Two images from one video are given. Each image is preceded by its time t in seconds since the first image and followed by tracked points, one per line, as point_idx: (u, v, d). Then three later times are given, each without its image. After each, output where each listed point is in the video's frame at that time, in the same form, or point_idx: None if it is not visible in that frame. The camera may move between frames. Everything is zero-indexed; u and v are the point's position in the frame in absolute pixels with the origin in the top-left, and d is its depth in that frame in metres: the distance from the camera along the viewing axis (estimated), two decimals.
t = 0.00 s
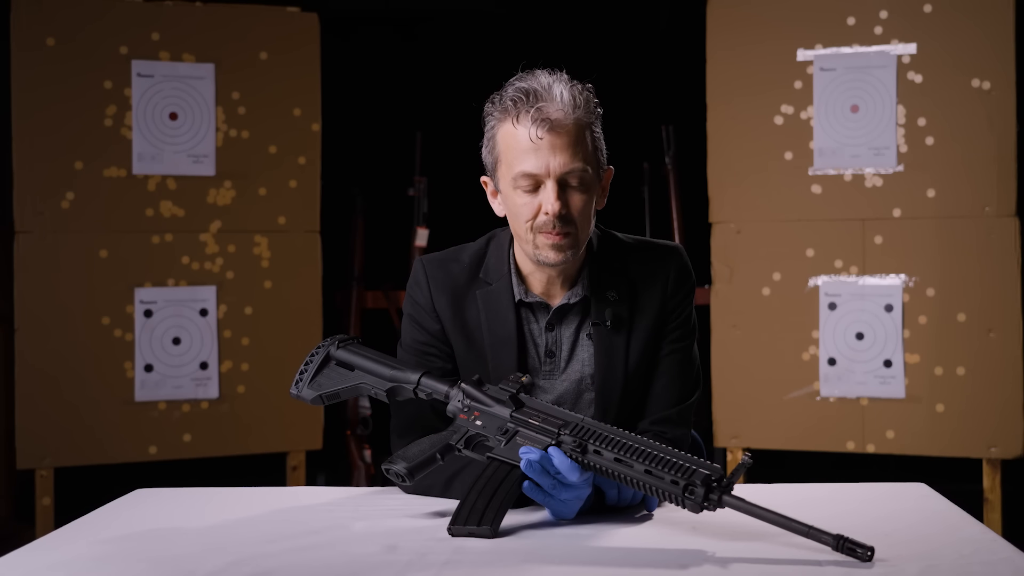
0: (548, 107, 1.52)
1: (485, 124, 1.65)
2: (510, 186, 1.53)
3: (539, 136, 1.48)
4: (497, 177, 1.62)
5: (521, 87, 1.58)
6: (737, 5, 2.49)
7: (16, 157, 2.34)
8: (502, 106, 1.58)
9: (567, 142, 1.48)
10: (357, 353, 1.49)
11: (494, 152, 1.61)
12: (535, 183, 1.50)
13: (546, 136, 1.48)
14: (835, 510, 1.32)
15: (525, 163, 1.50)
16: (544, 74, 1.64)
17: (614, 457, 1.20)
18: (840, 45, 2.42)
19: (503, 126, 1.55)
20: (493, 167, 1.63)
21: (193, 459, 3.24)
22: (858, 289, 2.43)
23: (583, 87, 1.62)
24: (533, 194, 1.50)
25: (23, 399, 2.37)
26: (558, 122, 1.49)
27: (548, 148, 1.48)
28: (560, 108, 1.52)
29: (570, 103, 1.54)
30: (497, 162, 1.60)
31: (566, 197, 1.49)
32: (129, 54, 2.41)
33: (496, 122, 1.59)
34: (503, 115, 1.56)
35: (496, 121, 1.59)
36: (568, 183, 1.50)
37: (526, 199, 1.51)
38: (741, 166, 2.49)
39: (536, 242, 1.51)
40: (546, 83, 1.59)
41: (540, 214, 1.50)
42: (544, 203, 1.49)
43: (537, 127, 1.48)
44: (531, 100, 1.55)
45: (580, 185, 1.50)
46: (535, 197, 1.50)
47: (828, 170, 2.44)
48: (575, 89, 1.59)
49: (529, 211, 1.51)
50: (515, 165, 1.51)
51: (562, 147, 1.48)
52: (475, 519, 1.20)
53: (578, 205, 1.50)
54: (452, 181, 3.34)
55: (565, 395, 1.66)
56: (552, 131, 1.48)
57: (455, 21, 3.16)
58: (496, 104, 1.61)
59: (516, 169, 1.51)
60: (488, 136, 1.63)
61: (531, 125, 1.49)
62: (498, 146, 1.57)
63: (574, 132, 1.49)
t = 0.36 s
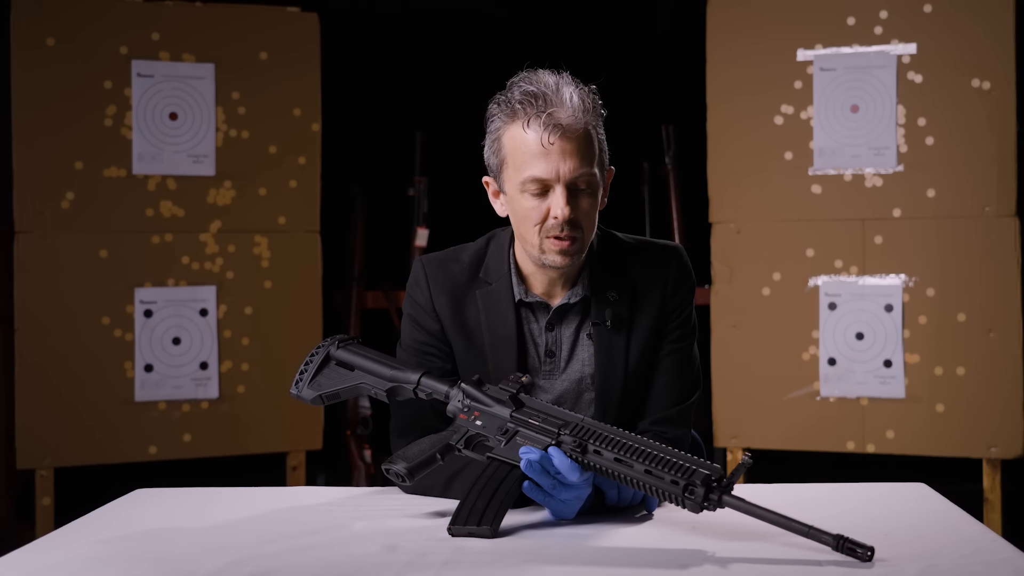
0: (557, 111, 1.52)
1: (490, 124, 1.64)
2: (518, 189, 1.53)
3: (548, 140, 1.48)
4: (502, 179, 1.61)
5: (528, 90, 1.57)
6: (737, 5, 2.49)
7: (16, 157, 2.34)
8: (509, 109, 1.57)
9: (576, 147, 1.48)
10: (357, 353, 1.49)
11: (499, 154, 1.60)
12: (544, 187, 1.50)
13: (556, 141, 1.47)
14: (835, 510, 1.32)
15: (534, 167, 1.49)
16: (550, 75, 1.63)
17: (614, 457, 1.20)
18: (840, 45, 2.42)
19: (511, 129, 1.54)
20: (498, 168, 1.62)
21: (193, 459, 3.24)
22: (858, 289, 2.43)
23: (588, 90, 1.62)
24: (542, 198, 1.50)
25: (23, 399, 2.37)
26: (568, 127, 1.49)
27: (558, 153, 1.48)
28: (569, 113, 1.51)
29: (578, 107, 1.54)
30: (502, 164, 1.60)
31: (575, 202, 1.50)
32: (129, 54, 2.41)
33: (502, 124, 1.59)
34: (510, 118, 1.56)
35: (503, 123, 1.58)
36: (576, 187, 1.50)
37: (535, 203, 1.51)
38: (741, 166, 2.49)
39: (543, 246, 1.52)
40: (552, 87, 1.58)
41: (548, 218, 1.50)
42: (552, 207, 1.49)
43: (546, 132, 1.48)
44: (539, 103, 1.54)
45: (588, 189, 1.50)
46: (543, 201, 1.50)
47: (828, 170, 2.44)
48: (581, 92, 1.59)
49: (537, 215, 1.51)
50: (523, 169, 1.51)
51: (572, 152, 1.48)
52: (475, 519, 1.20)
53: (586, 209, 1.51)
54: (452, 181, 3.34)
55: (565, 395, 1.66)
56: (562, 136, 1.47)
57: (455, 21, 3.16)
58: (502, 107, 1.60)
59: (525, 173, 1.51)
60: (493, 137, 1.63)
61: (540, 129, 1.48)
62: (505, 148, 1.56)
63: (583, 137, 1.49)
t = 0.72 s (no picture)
0: (558, 109, 1.52)
1: (492, 122, 1.64)
2: (518, 186, 1.53)
3: (549, 138, 1.48)
4: (503, 176, 1.61)
5: (530, 88, 1.57)
6: (737, 5, 2.49)
7: (16, 157, 2.33)
8: (510, 106, 1.57)
9: (577, 146, 1.48)
10: (357, 353, 1.49)
11: (499, 151, 1.60)
12: (543, 185, 1.50)
13: (556, 138, 1.48)
14: (835, 511, 1.32)
15: (535, 164, 1.49)
16: (552, 74, 1.63)
17: (614, 457, 1.20)
18: (840, 45, 2.42)
19: (512, 125, 1.54)
20: (499, 165, 1.62)
21: (193, 460, 3.23)
22: (858, 289, 2.43)
23: (591, 89, 1.62)
24: (541, 195, 1.50)
25: (23, 399, 2.37)
26: (569, 125, 1.49)
27: (558, 151, 1.48)
28: (570, 111, 1.51)
29: (580, 106, 1.53)
30: (502, 161, 1.60)
31: (574, 200, 1.50)
32: (129, 54, 2.41)
33: (503, 120, 1.59)
34: (512, 115, 1.55)
35: (504, 120, 1.58)
36: (576, 185, 1.50)
37: (534, 200, 1.51)
38: (741, 166, 2.49)
39: (542, 244, 1.52)
40: (555, 84, 1.58)
41: (547, 215, 1.50)
42: (551, 204, 1.49)
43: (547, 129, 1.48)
44: (541, 101, 1.54)
45: (588, 187, 1.51)
46: (542, 199, 1.50)
47: (828, 170, 2.44)
48: (582, 91, 1.58)
49: (536, 212, 1.51)
50: (524, 166, 1.51)
51: (572, 150, 1.48)
52: (475, 519, 1.20)
53: (585, 207, 1.51)
54: (452, 181, 3.34)
55: (564, 394, 1.66)
56: (563, 134, 1.48)
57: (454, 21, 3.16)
58: (504, 103, 1.60)
59: (525, 170, 1.51)
60: (494, 135, 1.62)
61: (541, 127, 1.49)
62: (506, 145, 1.56)
63: (584, 135, 1.49)
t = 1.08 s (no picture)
0: (556, 118, 1.51)
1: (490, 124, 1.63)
2: (509, 191, 1.53)
3: (542, 148, 1.48)
4: (496, 180, 1.61)
5: (531, 94, 1.56)
6: (737, 5, 2.49)
7: (16, 157, 2.34)
8: (508, 111, 1.56)
9: (570, 158, 1.48)
10: (357, 353, 1.49)
11: (495, 154, 1.60)
12: (533, 193, 1.50)
13: (549, 149, 1.48)
14: (835, 510, 1.32)
15: (526, 171, 1.49)
16: (557, 81, 1.62)
17: (614, 457, 1.20)
18: (840, 45, 2.42)
19: (508, 131, 1.54)
20: (494, 168, 1.62)
21: (193, 459, 3.23)
22: (858, 289, 2.43)
23: (593, 100, 1.60)
24: (530, 203, 1.50)
25: (23, 399, 2.37)
26: (563, 137, 1.48)
27: (550, 162, 1.48)
28: (567, 122, 1.50)
29: (578, 118, 1.52)
30: (497, 165, 1.59)
31: (563, 211, 1.50)
32: (129, 54, 2.41)
33: (500, 125, 1.58)
34: (508, 121, 1.54)
35: (501, 125, 1.57)
36: (566, 196, 1.50)
37: (524, 207, 1.51)
38: (741, 165, 2.49)
39: (528, 251, 1.52)
40: (556, 94, 1.56)
41: (535, 223, 1.50)
42: (540, 212, 1.49)
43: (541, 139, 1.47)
44: (539, 110, 1.52)
45: (578, 199, 1.50)
46: (532, 207, 1.50)
47: (828, 170, 2.44)
48: (584, 102, 1.57)
49: (525, 219, 1.51)
50: (516, 171, 1.51)
51: (565, 162, 1.48)
52: (475, 519, 1.20)
53: (574, 218, 1.51)
54: (452, 181, 3.34)
55: (561, 394, 1.66)
56: (557, 146, 1.47)
57: (455, 20, 3.16)
58: (502, 107, 1.58)
59: (517, 177, 1.51)
60: (491, 137, 1.62)
61: (536, 136, 1.48)
62: (500, 150, 1.56)
63: (577, 148, 1.48)
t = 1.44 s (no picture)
0: (551, 113, 1.52)
1: (485, 124, 1.64)
2: (508, 187, 1.53)
3: (539, 142, 1.48)
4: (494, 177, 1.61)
5: (524, 91, 1.57)
6: (737, 5, 2.49)
7: (16, 157, 2.34)
8: (503, 109, 1.57)
9: (567, 151, 1.48)
10: (357, 353, 1.49)
11: (491, 152, 1.60)
12: (533, 187, 1.50)
13: (546, 143, 1.48)
14: (835, 510, 1.32)
15: (524, 166, 1.49)
16: (547, 78, 1.63)
17: (614, 457, 1.20)
18: (840, 45, 2.42)
19: (504, 128, 1.55)
20: (491, 166, 1.62)
21: (193, 459, 3.23)
22: (858, 289, 2.43)
23: (585, 94, 1.61)
24: (530, 197, 1.50)
25: (23, 399, 2.37)
26: (560, 130, 1.49)
27: (548, 155, 1.48)
28: (562, 116, 1.51)
29: (573, 111, 1.53)
30: (494, 162, 1.60)
31: (563, 203, 1.50)
32: (129, 54, 2.41)
33: (496, 123, 1.58)
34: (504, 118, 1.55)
35: (497, 123, 1.58)
36: (565, 189, 1.50)
37: (523, 202, 1.51)
38: (741, 165, 2.49)
39: (530, 245, 1.52)
40: (548, 90, 1.58)
41: (536, 217, 1.50)
42: (541, 206, 1.49)
43: (538, 133, 1.48)
44: (533, 105, 1.55)
45: (578, 191, 1.50)
46: (532, 201, 1.50)
47: (828, 170, 2.44)
48: (576, 96, 1.58)
49: (525, 214, 1.51)
50: (514, 167, 1.51)
51: (563, 155, 1.48)
52: (475, 519, 1.20)
53: (575, 210, 1.50)
54: (452, 180, 3.34)
55: (557, 395, 1.66)
56: (554, 139, 1.48)
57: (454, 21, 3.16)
58: (497, 106, 1.59)
59: (515, 172, 1.51)
60: (487, 136, 1.63)
61: (531, 131, 1.49)
62: (497, 147, 1.57)
63: (575, 140, 1.49)
